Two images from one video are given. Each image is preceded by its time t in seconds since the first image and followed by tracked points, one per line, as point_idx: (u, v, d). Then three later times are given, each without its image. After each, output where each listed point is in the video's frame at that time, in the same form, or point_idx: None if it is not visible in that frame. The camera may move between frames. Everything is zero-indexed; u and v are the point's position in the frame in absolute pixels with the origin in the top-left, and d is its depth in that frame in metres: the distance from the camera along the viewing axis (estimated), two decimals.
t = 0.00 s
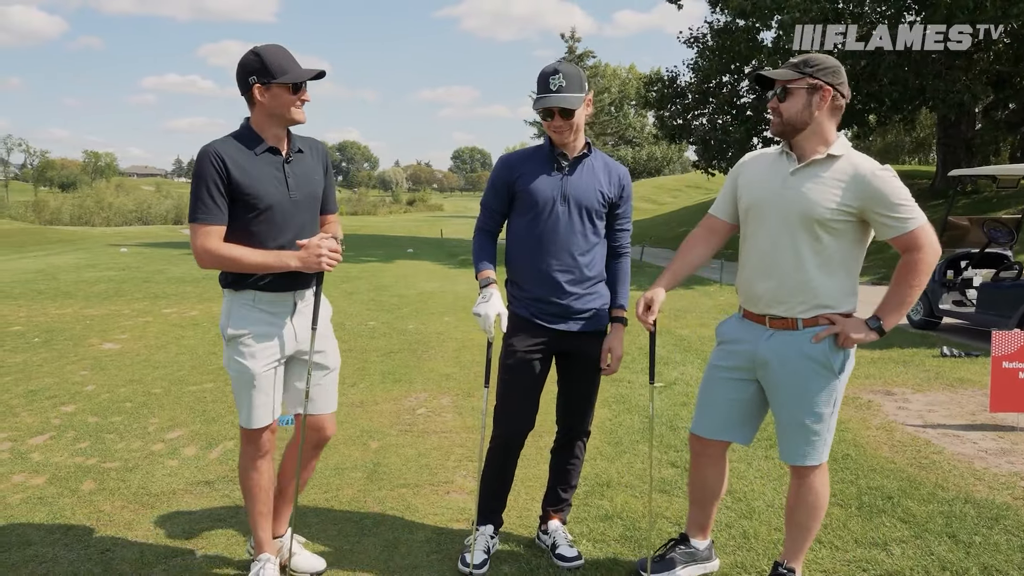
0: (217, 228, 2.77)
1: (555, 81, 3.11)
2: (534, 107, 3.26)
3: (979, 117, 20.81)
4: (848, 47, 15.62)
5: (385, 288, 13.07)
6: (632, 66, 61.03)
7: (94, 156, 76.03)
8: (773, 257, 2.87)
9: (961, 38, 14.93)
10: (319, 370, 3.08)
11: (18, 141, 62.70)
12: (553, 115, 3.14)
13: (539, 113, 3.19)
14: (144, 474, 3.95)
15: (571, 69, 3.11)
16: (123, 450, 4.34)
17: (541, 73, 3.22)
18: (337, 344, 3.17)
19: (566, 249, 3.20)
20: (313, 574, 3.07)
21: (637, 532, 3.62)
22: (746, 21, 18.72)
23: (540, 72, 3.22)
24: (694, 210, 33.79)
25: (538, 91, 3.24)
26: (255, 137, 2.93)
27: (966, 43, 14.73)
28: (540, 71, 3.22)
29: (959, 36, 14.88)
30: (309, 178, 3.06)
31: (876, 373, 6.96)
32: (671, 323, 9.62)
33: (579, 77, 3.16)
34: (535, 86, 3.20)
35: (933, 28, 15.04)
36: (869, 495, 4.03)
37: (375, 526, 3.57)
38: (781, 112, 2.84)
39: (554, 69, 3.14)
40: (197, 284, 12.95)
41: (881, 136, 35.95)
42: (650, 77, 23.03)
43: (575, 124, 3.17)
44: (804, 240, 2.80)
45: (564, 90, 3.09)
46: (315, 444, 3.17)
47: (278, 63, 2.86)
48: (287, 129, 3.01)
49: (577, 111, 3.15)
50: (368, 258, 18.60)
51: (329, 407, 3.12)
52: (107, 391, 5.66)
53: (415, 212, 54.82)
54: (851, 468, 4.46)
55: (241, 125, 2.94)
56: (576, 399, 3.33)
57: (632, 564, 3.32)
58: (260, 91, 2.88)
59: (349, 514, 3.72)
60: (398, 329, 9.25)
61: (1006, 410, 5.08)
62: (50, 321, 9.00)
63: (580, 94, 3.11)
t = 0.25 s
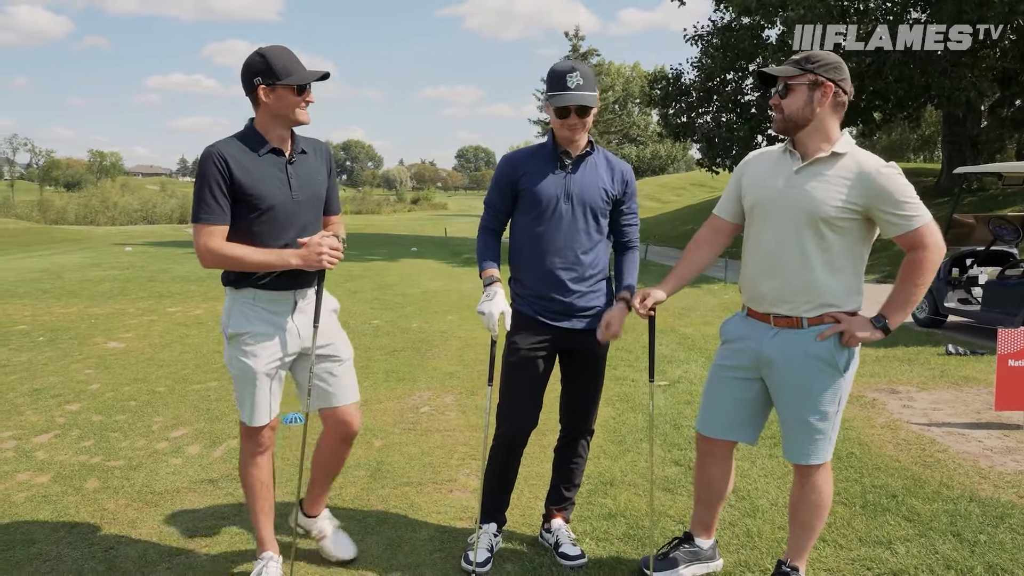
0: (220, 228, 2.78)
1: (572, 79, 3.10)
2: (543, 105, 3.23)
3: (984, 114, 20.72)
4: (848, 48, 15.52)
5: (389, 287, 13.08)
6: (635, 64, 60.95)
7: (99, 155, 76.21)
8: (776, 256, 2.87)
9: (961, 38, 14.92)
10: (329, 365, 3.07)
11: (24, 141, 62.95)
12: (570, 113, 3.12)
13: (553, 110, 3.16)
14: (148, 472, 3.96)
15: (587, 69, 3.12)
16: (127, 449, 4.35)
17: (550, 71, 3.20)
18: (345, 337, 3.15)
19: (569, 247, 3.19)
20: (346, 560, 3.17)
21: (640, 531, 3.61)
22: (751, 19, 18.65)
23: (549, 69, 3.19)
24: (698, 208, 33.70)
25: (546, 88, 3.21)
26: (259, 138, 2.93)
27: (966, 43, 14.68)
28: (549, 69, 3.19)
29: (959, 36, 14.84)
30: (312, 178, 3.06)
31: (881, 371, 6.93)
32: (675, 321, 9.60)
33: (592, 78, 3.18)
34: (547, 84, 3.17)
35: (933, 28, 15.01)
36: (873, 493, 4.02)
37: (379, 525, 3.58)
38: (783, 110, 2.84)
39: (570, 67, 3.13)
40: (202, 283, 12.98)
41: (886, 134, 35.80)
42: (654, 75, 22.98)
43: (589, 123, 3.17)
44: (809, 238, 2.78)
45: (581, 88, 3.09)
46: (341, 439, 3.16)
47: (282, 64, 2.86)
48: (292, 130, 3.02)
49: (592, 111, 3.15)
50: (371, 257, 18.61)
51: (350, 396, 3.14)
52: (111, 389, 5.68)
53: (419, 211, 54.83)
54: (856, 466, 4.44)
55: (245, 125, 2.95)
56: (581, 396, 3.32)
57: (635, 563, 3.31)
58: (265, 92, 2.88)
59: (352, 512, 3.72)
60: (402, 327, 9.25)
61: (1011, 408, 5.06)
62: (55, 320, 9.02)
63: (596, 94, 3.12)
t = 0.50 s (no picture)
0: (227, 224, 2.79)
1: (586, 79, 3.09)
2: (550, 103, 3.19)
3: (985, 112, 20.69)
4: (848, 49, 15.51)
5: (390, 286, 13.08)
6: (636, 63, 60.83)
7: (100, 155, 76.23)
8: (773, 256, 2.86)
9: (961, 38, 14.92)
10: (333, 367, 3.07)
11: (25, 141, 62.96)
12: (583, 113, 3.10)
13: (564, 109, 3.11)
14: (147, 472, 3.96)
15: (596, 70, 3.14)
16: (127, 449, 4.35)
17: (556, 70, 3.16)
18: (350, 340, 3.15)
19: (570, 245, 3.19)
20: (373, 558, 3.20)
21: (640, 530, 3.60)
22: (752, 17, 18.62)
23: (557, 68, 3.16)
24: (699, 206, 33.67)
25: (552, 87, 3.17)
26: (270, 137, 2.94)
27: (966, 43, 14.73)
28: (557, 68, 3.16)
29: (959, 36, 14.86)
30: (322, 178, 3.07)
31: (882, 370, 6.93)
32: (676, 320, 9.59)
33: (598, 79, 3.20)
34: (558, 82, 3.13)
35: (934, 28, 15.04)
36: (874, 492, 4.01)
37: (378, 525, 3.58)
38: (778, 109, 2.84)
39: (582, 67, 3.12)
40: (202, 283, 12.98)
41: (887, 132, 35.77)
42: (655, 73, 22.95)
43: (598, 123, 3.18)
44: (805, 238, 2.78)
45: (594, 88, 3.09)
46: (338, 436, 3.19)
47: (296, 65, 2.87)
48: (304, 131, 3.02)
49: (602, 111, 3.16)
50: (372, 256, 18.61)
51: (349, 404, 3.14)
52: (112, 389, 5.68)
53: (420, 210, 54.83)
54: (856, 465, 4.43)
55: (258, 125, 2.96)
56: (580, 396, 3.32)
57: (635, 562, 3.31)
58: (279, 93, 2.89)
59: (352, 512, 3.72)
60: (402, 327, 9.25)
61: (1011, 407, 5.05)
62: (56, 320, 9.02)
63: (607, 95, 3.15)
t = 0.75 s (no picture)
0: (242, 220, 2.79)
1: (570, 76, 3.10)
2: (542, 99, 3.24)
3: (984, 111, 20.70)
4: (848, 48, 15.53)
5: (389, 286, 13.07)
6: (635, 62, 60.73)
7: (99, 155, 76.17)
8: (768, 257, 2.86)
9: (961, 38, 14.93)
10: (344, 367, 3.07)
11: (24, 141, 62.88)
12: (562, 108, 3.12)
13: (548, 104, 3.15)
14: (146, 473, 3.95)
15: (587, 67, 3.11)
16: (126, 450, 4.34)
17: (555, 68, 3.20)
18: (363, 341, 3.15)
19: (568, 244, 3.18)
20: (371, 558, 3.21)
21: (639, 531, 3.60)
22: (751, 17, 18.62)
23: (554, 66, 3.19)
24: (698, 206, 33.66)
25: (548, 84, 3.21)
26: (288, 137, 2.95)
27: (966, 43, 14.75)
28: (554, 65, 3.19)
29: (959, 36, 14.87)
30: (338, 180, 3.07)
31: (881, 369, 6.92)
32: (675, 320, 9.58)
33: (594, 77, 3.17)
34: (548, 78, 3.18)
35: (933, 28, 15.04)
36: (873, 492, 4.01)
37: (377, 526, 3.57)
38: (774, 110, 2.84)
39: (572, 64, 3.13)
40: (201, 283, 12.97)
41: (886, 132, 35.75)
42: (654, 73, 22.95)
43: (584, 120, 3.15)
44: (800, 238, 2.78)
45: (577, 85, 3.09)
46: (337, 432, 3.19)
47: (314, 67, 2.88)
48: (320, 132, 3.02)
49: (587, 109, 3.14)
50: (371, 256, 18.59)
51: (357, 403, 3.13)
52: (110, 390, 5.67)
53: (419, 210, 54.81)
54: (855, 465, 4.43)
55: (277, 126, 2.97)
56: (580, 395, 3.31)
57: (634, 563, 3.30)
58: (297, 94, 2.89)
59: (350, 513, 3.71)
60: (401, 327, 9.24)
61: (1010, 407, 5.05)
62: (54, 321, 9.00)
63: (593, 93, 3.12)
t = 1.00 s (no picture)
0: (262, 215, 2.80)
1: (553, 72, 3.13)
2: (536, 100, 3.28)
3: (986, 110, 20.64)
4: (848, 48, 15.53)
5: (390, 286, 13.07)
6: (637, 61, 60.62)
7: (101, 155, 76.20)
8: (767, 256, 2.86)
9: (961, 39, 14.92)
10: (355, 363, 3.12)
11: (25, 141, 62.90)
12: (547, 104, 3.14)
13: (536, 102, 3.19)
14: (146, 473, 3.95)
15: (571, 62, 3.13)
16: (127, 450, 4.34)
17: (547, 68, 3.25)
18: (375, 340, 3.20)
19: (568, 243, 3.17)
20: (371, 558, 3.21)
21: (641, 530, 3.60)
22: (753, 15, 18.58)
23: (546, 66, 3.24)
24: (699, 205, 33.61)
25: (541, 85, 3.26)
26: (306, 138, 2.99)
27: (966, 43, 14.74)
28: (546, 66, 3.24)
29: (959, 37, 14.85)
30: (354, 180, 3.11)
31: (883, 368, 6.91)
32: (677, 319, 9.58)
33: (581, 73, 3.16)
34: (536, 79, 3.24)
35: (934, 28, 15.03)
36: (876, 492, 4.00)
37: (378, 526, 3.57)
38: (774, 108, 2.84)
39: (557, 60, 3.17)
40: (202, 283, 12.97)
41: (888, 130, 35.66)
42: (656, 72, 22.92)
43: (572, 115, 3.14)
44: (799, 238, 2.77)
45: (559, 80, 3.11)
46: (341, 427, 3.23)
47: (333, 70, 2.94)
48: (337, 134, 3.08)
49: (573, 103, 3.13)
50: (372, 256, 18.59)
51: (368, 397, 3.16)
52: (111, 390, 5.68)
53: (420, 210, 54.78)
54: (857, 465, 4.42)
55: (295, 128, 3.01)
56: (582, 395, 3.31)
57: (636, 563, 3.30)
58: (315, 97, 2.94)
59: (352, 512, 3.71)
60: (402, 327, 9.24)
61: (1013, 406, 5.03)
62: (56, 321, 9.01)
63: (579, 86, 3.12)
